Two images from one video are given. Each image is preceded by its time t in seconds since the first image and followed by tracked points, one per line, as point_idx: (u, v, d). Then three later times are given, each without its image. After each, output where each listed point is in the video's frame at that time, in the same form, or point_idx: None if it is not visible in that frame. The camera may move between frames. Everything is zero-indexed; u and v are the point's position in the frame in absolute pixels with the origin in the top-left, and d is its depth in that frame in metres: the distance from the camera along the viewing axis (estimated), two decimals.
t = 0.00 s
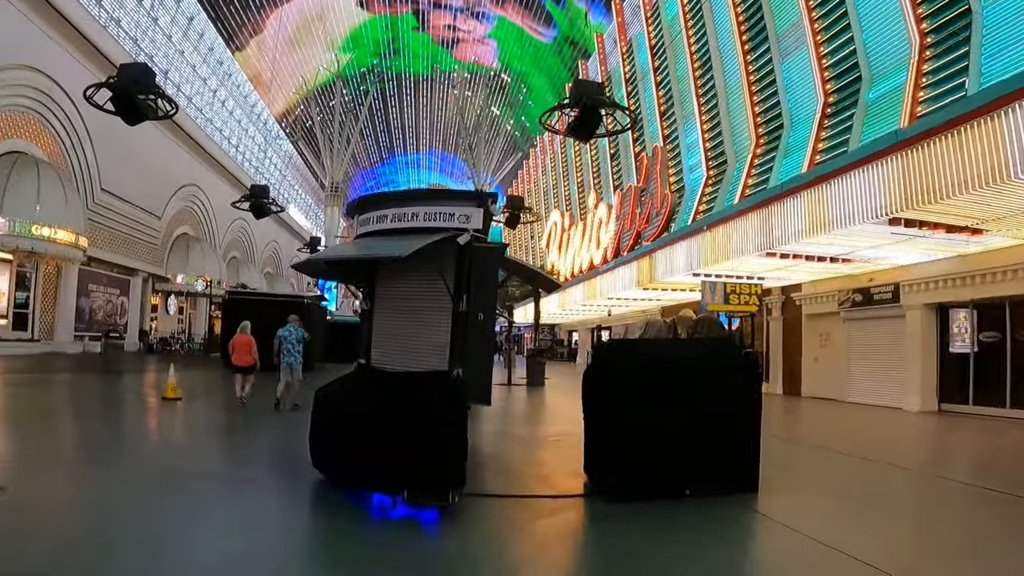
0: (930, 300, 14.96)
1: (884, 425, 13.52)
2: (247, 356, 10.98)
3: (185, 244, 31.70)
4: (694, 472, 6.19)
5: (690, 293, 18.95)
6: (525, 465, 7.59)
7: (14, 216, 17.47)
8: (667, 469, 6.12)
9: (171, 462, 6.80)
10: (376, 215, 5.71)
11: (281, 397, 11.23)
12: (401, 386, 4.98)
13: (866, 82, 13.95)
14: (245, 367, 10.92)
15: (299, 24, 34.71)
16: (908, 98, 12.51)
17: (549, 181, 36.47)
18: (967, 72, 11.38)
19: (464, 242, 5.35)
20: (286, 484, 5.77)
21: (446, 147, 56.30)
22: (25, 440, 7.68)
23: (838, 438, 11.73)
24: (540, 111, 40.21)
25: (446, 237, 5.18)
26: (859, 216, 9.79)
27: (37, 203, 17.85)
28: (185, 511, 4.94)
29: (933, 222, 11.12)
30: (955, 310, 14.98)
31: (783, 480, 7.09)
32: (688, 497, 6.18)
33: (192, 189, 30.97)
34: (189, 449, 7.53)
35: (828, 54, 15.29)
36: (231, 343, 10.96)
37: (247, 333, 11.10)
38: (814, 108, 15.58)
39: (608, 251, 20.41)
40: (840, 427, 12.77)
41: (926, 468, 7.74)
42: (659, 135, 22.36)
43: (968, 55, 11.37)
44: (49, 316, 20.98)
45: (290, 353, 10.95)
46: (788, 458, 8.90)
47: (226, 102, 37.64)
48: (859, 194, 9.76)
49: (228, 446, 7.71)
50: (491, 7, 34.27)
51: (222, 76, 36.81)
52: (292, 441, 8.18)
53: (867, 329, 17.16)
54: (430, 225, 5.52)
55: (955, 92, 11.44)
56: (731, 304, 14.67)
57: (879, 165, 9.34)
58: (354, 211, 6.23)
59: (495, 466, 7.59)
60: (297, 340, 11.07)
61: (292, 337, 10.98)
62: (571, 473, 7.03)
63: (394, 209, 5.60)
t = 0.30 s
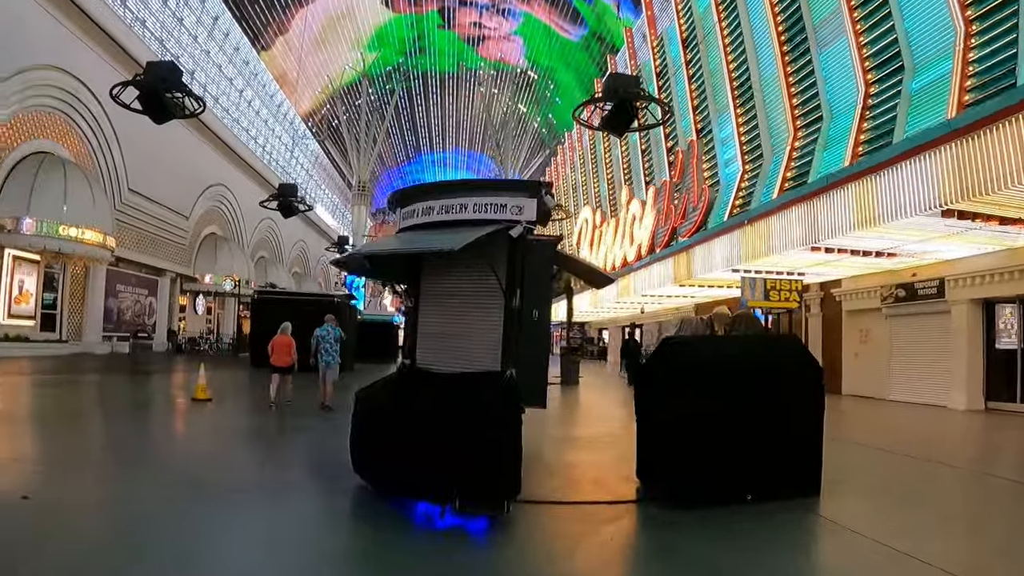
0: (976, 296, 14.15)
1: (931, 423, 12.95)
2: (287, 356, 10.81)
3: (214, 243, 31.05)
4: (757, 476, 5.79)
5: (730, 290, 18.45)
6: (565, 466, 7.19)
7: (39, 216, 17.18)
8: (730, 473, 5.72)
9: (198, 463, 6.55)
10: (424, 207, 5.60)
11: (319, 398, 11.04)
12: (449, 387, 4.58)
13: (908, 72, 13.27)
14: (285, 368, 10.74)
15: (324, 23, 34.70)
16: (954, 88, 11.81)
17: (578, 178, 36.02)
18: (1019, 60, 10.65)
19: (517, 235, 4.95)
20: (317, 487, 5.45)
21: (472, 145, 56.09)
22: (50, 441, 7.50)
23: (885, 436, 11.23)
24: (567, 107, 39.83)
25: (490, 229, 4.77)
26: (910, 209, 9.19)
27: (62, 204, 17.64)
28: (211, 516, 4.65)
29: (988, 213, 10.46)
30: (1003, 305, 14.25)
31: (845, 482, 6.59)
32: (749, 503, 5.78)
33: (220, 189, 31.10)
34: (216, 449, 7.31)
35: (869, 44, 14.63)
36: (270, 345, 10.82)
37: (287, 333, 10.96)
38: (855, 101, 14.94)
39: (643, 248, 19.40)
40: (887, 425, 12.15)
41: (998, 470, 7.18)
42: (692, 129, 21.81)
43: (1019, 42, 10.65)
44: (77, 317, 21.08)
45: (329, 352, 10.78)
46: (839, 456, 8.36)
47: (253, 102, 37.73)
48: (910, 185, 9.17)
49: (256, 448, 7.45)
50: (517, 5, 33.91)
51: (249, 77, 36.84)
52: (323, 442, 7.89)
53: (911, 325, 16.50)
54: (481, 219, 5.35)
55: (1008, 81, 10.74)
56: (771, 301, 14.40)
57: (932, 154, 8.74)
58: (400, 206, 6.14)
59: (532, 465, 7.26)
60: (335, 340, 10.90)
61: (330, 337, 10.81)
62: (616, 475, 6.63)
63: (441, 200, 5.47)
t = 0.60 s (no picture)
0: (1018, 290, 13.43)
1: (976, 421, 12.43)
2: (321, 354, 10.62)
3: (238, 242, 30.96)
4: (816, 480, 5.51)
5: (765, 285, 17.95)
6: (603, 469, 6.81)
7: (61, 214, 16.85)
8: (789, 479, 5.43)
9: (224, 465, 6.30)
10: (461, 197, 4.90)
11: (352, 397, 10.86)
12: (493, 389, 4.26)
13: (948, 60, 12.65)
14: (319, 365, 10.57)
15: (346, 20, 34.57)
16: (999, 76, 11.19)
17: (603, 173, 35.57)
18: None
19: (565, 226, 4.49)
20: (348, 490, 5.17)
21: (494, 142, 55.76)
22: (72, 442, 7.31)
23: (930, 433, 10.78)
24: (591, 103, 39.36)
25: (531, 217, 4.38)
26: (958, 200, 8.68)
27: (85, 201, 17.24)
28: (240, 517, 4.39)
29: None
30: None
31: (908, 486, 6.16)
32: (807, 508, 5.52)
33: (243, 187, 31.13)
34: (238, 450, 7.09)
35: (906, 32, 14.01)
36: (305, 340, 10.63)
37: (323, 330, 10.72)
38: (892, 91, 14.32)
39: (672, 243, 18.79)
40: (932, 421, 11.60)
41: None
42: (721, 122, 21.26)
43: None
44: (100, 316, 21.10)
45: (358, 351, 10.58)
46: (890, 456, 7.90)
47: (275, 100, 37.72)
48: (959, 175, 8.66)
49: (281, 450, 7.18)
50: None
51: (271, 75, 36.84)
52: (350, 444, 7.59)
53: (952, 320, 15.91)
54: (524, 209, 4.65)
55: None
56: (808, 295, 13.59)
57: (984, 142, 8.20)
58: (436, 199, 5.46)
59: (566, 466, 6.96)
60: (363, 338, 10.67)
61: (358, 336, 10.60)
62: (659, 479, 6.27)
63: (480, 189, 4.76)
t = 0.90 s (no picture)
0: None
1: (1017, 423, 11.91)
2: (344, 356, 10.38)
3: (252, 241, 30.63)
4: (872, 488, 5.16)
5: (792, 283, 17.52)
6: (640, 478, 6.41)
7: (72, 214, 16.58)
8: (847, 489, 5.06)
9: (240, 473, 5.97)
10: (494, 187, 4.36)
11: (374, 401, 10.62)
12: (533, 394, 3.93)
13: (981, 52, 12.15)
14: (342, 367, 10.32)
15: (359, 18, 34.39)
16: None
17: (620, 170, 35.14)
18: None
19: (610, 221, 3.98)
20: (373, 502, 4.81)
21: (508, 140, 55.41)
22: (83, 448, 7.01)
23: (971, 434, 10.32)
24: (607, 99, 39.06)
25: (575, 208, 3.91)
26: (1001, 195, 8.18)
27: (97, 200, 17.03)
28: (259, 532, 4.05)
29: None
30: None
31: (970, 495, 5.71)
32: (863, 522, 5.13)
33: (257, 186, 31.00)
34: (250, 456, 6.77)
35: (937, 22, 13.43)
36: (328, 343, 10.47)
37: (346, 333, 10.61)
38: (922, 84, 13.77)
39: (695, 240, 18.61)
40: (974, 423, 11.08)
41: None
42: (744, 117, 20.74)
43: None
44: (113, 316, 20.93)
45: (377, 351, 10.31)
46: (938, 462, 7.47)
47: (290, 99, 37.56)
48: (1001, 169, 8.18)
49: (300, 457, 6.84)
50: None
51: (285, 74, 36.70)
52: (371, 451, 7.24)
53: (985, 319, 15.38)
54: (566, 201, 4.10)
55: None
56: (838, 294, 13.34)
57: None
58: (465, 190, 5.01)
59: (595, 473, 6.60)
60: (382, 338, 10.38)
61: (377, 335, 10.31)
62: (702, 489, 5.86)
63: (517, 178, 4.22)
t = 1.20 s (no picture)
0: None
1: None
2: (360, 357, 10.16)
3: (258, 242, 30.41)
4: (924, 498, 4.84)
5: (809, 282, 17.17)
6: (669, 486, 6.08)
7: (74, 213, 16.31)
8: (896, 499, 4.75)
9: (249, 482, 5.64)
10: (527, 175, 4.00)
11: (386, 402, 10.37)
12: (571, 399, 3.60)
13: (1006, 45, 11.68)
14: (358, 369, 10.10)
15: (365, 16, 34.13)
16: None
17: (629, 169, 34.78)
18: None
19: (655, 211, 3.73)
20: (393, 513, 4.48)
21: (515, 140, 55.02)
22: (84, 454, 6.68)
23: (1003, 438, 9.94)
24: (615, 99, 38.72)
25: (619, 198, 3.59)
26: None
27: (100, 199, 16.79)
28: (272, 548, 3.72)
29: None
30: None
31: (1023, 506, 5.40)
32: (913, 531, 4.86)
33: (262, 185, 30.77)
34: (260, 463, 6.45)
35: (958, 15, 12.97)
36: (343, 342, 10.20)
37: (361, 332, 10.33)
38: (944, 79, 13.33)
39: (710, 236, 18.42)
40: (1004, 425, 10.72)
41: None
42: (757, 114, 20.37)
43: None
44: (117, 317, 20.67)
45: (393, 352, 10.08)
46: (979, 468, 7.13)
47: (295, 98, 37.27)
48: None
49: (311, 463, 6.51)
50: None
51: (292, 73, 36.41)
52: (385, 456, 6.91)
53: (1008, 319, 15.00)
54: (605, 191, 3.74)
55: None
56: (859, 294, 12.98)
57: None
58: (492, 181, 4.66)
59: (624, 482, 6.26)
60: (398, 340, 10.15)
61: (393, 337, 10.07)
62: (739, 498, 5.51)
63: (553, 166, 3.86)
